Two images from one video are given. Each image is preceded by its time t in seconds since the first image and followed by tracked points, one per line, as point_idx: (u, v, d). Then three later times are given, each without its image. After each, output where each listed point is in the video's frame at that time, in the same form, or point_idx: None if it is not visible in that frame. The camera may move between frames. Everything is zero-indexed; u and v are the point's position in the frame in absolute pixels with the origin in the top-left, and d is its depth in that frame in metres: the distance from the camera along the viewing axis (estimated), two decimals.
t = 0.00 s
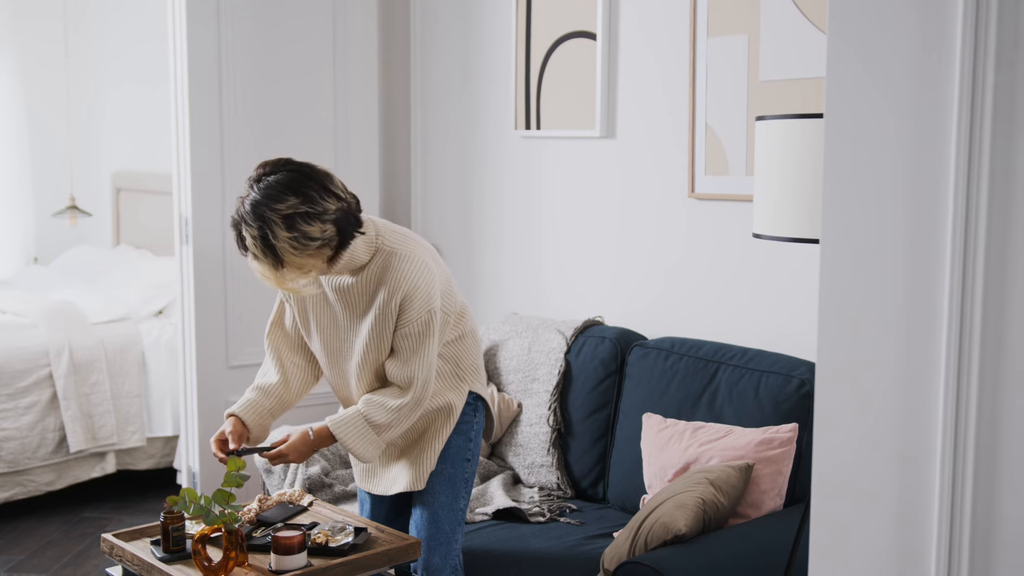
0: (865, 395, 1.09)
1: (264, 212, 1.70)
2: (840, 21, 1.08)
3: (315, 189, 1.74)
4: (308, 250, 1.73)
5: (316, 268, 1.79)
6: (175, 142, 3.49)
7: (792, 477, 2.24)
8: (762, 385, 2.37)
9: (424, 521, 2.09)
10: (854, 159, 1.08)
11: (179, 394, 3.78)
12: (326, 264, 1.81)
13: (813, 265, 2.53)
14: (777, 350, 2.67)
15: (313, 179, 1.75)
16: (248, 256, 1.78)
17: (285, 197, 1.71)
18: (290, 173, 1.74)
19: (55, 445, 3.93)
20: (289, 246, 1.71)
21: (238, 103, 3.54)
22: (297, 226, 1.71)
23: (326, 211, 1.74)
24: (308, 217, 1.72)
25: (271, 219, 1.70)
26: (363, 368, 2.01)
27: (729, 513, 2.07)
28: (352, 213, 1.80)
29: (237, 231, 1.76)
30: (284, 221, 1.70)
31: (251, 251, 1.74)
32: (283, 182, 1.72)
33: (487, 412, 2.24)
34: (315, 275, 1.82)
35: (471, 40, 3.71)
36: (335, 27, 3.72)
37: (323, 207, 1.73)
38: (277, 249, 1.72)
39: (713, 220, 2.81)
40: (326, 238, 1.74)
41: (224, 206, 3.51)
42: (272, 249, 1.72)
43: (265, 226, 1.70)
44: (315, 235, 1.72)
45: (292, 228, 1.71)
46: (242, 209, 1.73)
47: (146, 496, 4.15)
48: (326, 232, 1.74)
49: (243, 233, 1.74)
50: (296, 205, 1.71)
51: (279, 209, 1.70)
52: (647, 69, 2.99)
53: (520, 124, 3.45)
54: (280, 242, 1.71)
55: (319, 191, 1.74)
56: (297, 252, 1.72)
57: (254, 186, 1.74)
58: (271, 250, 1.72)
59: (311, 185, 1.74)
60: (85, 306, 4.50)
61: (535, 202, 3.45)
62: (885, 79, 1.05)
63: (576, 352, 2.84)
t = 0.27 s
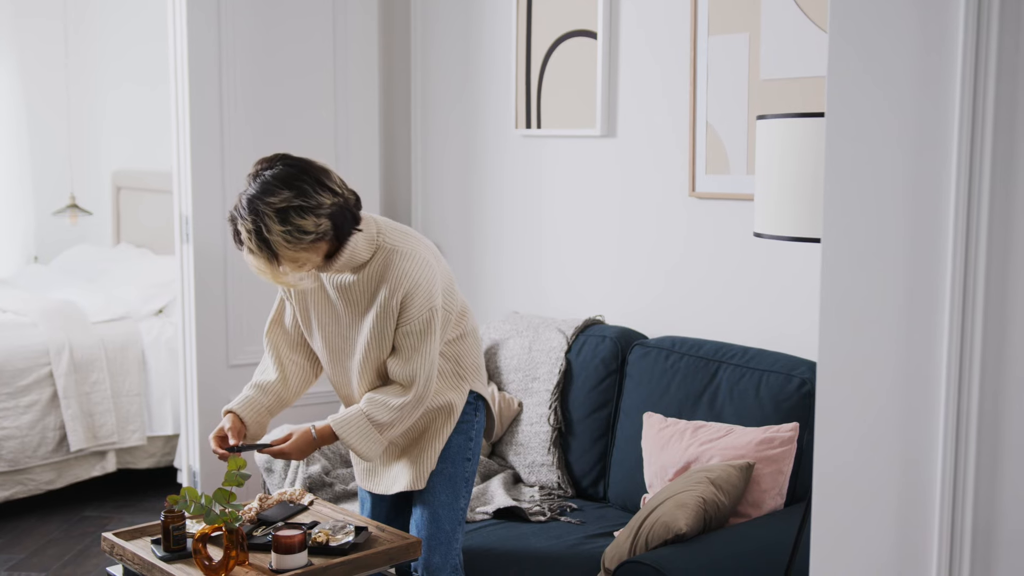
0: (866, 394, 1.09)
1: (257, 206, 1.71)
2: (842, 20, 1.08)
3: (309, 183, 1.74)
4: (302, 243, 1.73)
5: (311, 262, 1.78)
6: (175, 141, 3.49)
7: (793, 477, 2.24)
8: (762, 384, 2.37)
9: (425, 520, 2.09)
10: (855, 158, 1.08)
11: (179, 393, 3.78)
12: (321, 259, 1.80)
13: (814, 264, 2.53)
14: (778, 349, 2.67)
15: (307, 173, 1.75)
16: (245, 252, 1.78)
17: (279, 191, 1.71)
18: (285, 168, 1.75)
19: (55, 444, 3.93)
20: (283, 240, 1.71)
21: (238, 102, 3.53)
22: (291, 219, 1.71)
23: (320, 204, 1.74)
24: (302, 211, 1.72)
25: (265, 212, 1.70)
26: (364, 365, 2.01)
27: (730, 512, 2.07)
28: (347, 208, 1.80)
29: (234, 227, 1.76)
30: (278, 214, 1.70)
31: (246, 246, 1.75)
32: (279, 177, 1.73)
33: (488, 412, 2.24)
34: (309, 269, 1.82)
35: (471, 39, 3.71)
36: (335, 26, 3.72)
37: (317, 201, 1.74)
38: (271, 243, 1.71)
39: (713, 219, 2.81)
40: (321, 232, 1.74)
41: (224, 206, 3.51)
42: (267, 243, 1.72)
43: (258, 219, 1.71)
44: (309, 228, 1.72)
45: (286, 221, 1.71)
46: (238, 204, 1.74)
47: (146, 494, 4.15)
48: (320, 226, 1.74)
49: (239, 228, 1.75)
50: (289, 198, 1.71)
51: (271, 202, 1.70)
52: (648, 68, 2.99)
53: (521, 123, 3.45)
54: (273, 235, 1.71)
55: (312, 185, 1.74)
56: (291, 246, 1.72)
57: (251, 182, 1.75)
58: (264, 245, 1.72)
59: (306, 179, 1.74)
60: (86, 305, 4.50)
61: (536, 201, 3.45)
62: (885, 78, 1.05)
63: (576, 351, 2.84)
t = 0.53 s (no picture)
0: (868, 394, 1.09)
1: (254, 201, 1.72)
2: (845, 20, 1.08)
3: (306, 179, 1.75)
4: (299, 239, 1.73)
5: (309, 258, 1.78)
6: (177, 140, 3.49)
7: (795, 477, 2.24)
8: (764, 384, 2.37)
9: (426, 520, 2.09)
10: (857, 157, 1.08)
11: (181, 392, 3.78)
12: (319, 255, 1.80)
13: (816, 264, 2.53)
14: (780, 349, 2.66)
15: (305, 170, 1.75)
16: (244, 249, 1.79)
17: (276, 187, 1.72)
18: (284, 165, 1.75)
19: (57, 443, 3.93)
20: (280, 235, 1.71)
21: (239, 101, 3.53)
22: (288, 215, 1.71)
23: (317, 200, 1.74)
24: (298, 206, 1.72)
25: (261, 208, 1.71)
26: (366, 365, 2.01)
27: (732, 512, 2.07)
28: (346, 205, 1.80)
29: (233, 224, 1.77)
30: (274, 209, 1.71)
31: (244, 242, 1.75)
32: (277, 173, 1.74)
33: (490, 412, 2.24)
34: (306, 266, 1.82)
35: (473, 39, 3.70)
36: (337, 26, 3.72)
37: (314, 197, 1.74)
38: (267, 238, 1.72)
39: (715, 219, 2.81)
40: (318, 228, 1.74)
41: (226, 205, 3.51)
42: (264, 239, 1.72)
43: (255, 215, 1.71)
44: (306, 224, 1.72)
45: (283, 216, 1.71)
46: (237, 201, 1.75)
47: (148, 494, 4.15)
48: (317, 222, 1.74)
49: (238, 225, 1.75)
50: (286, 193, 1.72)
51: (267, 197, 1.71)
52: (649, 67, 2.98)
53: (523, 123, 3.45)
54: (269, 231, 1.71)
55: (310, 181, 1.75)
56: (288, 241, 1.72)
57: (250, 179, 1.76)
58: (261, 240, 1.72)
59: (304, 175, 1.75)
60: (87, 304, 4.50)
61: (538, 200, 3.45)
62: (887, 77, 1.05)
63: (578, 351, 2.84)
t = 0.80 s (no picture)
0: (870, 393, 1.09)
1: (254, 199, 1.72)
2: (847, 20, 1.08)
3: (306, 177, 1.75)
4: (298, 237, 1.73)
5: (307, 257, 1.78)
6: (179, 140, 3.50)
7: (797, 477, 2.24)
8: (766, 384, 2.37)
9: (428, 520, 2.09)
10: (859, 157, 1.08)
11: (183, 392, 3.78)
12: (318, 254, 1.80)
13: (818, 264, 2.53)
14: (782, 350, 2.66)
15: (305, 168, 1.75)
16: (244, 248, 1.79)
17: (275, 184, 1.72)
18: (284, 163, 1.76)
19: (58, 443, 3.94)
20: (279, 233, 1.71)
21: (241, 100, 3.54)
22: (286, 213, 1.71)
23: (316, 198, 1.74)
24: (297, 204, 1.72)
25: (260, 205, 1.71)
26: (368, 364, 2.00)
27: (734, 512, 2.07)
28: (345, 204, 1.80)
29: (234, 223, 1.77)
30: (273, 207, 1.71)
31: (244, 241, 1.75)
32: (277, 171, 1.74)
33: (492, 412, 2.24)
34: (305, 264, 1.82)
35: (474, 38, 3.70)
36: (339, 25, 3.72)
37: (313, 195, 1.74)
38: (266, 236, 1.72)
39: (717, 219, 2.81)
40: (316, 226, 1.74)
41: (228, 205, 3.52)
42: (263, 237, 1.72)
43: (254, 213, 1.71)
44: (305, 222, 1.72)
45: (281, 214, 1.71)
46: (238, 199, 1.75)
47: (150, 493, 4.16)
48: (316, 220, 1.74)
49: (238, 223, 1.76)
50: (285, 191, 1.72)
51: (266, 195, 1.71)
52: (652, 66, 2.98)
53: (524, 123, 3.45)
54: (268, 228, 1.71)
55: (309, 179, 1.75)
56: (286, 239, 1.72)
57: (251, 177, 1.77)
58: (260, 238, 1.72)
59: (303, 173, 1.75)
60: (89, 304, 4.50)
61: (539, 200, 3.45)
62: (889, 77, 1.05)
63: (580, 351, 2.84)
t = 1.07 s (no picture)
0: (872, 392, 1.09)
1: (254, 197, 1.72)
2: (848, 20, 1.08)
3: (306, 175, 1.75)
4: (298, 235, 1.73)
5: (308, 254, 1.78)
6: (181, 139, 3.50)
7: (799, 475, 2.24)
8: (768, 383, 2.37)
9: (431, 519, 2.09)
10: (860, 156, 1.08)
11: (185, 391, 3.79)
12: (318, 252, 1.80)
13: (820, 262, 2.53)
14: (784, 348, 2.66)
15: (305, 166, 1.76)
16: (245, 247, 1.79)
17: (275, 182, 1.72)
18: (284, 161, 1.76)
19: (61, 441, 3.94)
20: (279, 230, 1.71)
21: (244, 97, 3.53)
22: (286, 210, 1.71)
23: (316, 196, 1.74)
24: (297, 202, 1.72)
25: (260, 203, 1.71)
26: (371, 362, 2.00)
27: (736, 511, 2.07)
28: (346, 201, 1.80)
29: (235, 221, 1.78)
30: (273, 204, 1.71)
31: (244, 239, 1.75)
32: (277, 169, 1.74)
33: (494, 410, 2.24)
34: (306, 262, 1.82)
35: (476, 37, 3.70)
36: (341, 24, 3.72)
37: (313, 192, 1.74)
38: (266, 234, 1.72)
39: (719, 217, 2.81)
40: (317, 223, 1.74)
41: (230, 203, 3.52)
42: (263, 234, 1.72)
43: (254, 210, 1.71)
44: (305, 219, 1.72)
45: (281, 212, 1.71)
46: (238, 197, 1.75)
47: (152, 492, 4.16)
48: (316, 217, 1.74)
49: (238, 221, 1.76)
50: (285, 189, 1.72)
51: (266, 192, 1.71)
52: (654, 65, 2.98)
53: (526, 121, 3.45)
54: (268, 226, 1.71)
55: (309, 177, 1.75)
56: (286, 237, 1.72)
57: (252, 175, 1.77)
58: (260, 236, 1.72)
59: (303, 171, 1.75)
60: (91, 302, 4.51)
61: (541, 198, 3.45)
62: (890, 76, 1.05)
63: (582, 349, 2.84)
